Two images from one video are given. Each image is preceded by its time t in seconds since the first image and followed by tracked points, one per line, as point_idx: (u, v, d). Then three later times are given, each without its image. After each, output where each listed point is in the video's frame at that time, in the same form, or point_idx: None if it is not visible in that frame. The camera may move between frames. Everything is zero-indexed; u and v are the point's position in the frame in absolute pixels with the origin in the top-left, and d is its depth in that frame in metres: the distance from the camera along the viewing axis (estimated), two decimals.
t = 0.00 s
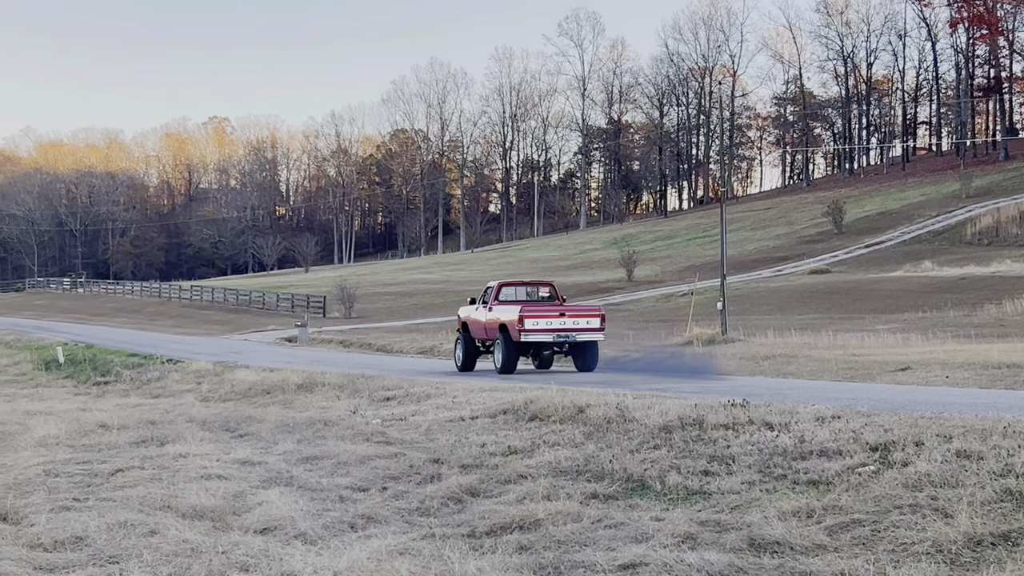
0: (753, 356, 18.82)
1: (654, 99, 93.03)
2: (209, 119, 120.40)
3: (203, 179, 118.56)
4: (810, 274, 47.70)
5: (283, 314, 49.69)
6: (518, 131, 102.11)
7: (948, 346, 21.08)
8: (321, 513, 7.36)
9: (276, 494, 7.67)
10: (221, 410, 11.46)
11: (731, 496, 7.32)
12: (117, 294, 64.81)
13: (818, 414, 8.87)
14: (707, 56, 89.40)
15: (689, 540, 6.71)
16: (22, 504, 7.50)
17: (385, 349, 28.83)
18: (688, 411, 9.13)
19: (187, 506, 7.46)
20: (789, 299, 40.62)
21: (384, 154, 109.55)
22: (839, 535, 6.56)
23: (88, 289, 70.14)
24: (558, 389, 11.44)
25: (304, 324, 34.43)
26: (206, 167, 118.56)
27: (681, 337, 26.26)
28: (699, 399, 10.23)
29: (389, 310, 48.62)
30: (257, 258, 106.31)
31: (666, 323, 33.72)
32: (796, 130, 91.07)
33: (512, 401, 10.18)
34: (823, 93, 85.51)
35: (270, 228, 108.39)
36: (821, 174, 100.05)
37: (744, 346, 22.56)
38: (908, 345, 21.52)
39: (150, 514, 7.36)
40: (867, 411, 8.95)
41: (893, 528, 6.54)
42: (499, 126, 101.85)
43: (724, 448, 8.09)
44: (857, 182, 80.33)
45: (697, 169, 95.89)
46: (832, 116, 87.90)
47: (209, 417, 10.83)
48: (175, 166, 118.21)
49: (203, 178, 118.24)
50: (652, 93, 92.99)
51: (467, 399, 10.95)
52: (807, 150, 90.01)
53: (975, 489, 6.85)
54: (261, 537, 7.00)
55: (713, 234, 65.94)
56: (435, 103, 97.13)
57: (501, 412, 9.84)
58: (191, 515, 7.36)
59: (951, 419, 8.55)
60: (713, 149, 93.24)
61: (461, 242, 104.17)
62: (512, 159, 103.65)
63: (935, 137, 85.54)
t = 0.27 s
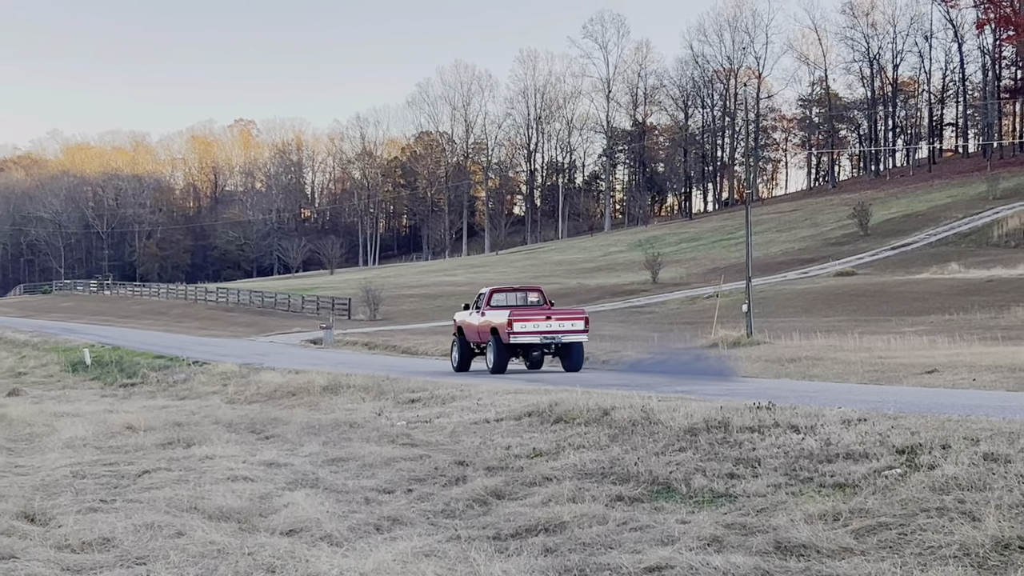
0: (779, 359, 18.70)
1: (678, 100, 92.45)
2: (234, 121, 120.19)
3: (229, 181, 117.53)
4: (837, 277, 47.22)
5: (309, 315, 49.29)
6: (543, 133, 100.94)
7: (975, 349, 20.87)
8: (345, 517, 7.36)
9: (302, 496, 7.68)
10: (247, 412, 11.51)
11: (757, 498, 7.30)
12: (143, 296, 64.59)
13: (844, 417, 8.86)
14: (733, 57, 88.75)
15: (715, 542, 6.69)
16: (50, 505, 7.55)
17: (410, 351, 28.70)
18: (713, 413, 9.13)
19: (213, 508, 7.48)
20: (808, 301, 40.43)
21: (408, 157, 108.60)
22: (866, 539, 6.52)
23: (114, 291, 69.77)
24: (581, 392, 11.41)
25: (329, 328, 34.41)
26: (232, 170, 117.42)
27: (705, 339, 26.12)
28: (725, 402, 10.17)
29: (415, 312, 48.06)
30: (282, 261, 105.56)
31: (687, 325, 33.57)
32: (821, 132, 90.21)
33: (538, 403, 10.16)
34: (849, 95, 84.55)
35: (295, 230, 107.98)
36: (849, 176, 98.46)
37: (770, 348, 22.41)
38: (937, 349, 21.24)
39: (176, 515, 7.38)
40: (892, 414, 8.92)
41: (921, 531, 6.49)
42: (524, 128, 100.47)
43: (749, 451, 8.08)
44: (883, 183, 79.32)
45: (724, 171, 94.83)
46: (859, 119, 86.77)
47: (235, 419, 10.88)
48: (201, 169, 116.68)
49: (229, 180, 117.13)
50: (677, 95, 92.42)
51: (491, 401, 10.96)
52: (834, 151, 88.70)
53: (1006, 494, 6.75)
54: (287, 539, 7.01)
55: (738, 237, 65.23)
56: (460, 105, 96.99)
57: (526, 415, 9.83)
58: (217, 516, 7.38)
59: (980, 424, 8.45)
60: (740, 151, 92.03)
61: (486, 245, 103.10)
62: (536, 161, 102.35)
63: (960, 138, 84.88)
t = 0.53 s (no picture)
0: (806, 362, 18.56)
1: (704, 103, 90.88)
2: (260, 124, 119.47)
3: (255, 185, 116.34)
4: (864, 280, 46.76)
5: (334, 319, 48.76)
6: (568, 136, 99.87)
7: (1005, 353, 20.66)
8: (371, 520, 7.37)
9: (328, 498, 7.71)
10: (273, 415, 11.55)
11: (784, 502, 7.28)
12: (170, 300, 64.21)
13: (871, 421, 8.82)
14: (758, 60, 87.46)
15: (742, 546, 6.67)
16: (79, 507, 7.59)
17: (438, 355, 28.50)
18: (739, 417, 9.11)
19: (240, 510, 7.50)
20: (828, 305, 40.18)
21: (432, 160, 107.75)
22: (893, 543, 6.47)
23: (141, 293, 69.27)
24: (607, 395, 11.40)
25: (355, 332, 34.27)
26: (258, 173, 116.62)
27: (731, 343, 25.97)
28: (752, 405, 10.13)
29: (440, 316, 47.39)
30: (308, 265, 104.73)
31: (709, 329, 33.40)
32: (848, 134, 87.83)
33: (563, 406, 10.16)
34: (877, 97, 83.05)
35: (320, 234, 107.09)
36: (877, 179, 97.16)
37: (797, 351, 22.23)
38: (965, 353, 21.03)
39: (204, 518, 7.41)
40: (920, 418, 8.86)
41: (948, 535, 6.45)
42: (549, 131, 99.60)
43: (776, 454, 8.05)
44: (910, 186, 78.38)
45: (750, 174, 93.50)
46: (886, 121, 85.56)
47: (262, 422, 10.93)
48: (227, 173, 115.83)
49: (255, 183, 116.03)
50: (704, 98, 90.83)
51: (517, 403, 10.98)
52: (862, 153, 87.20)
53: None
54: (314, 541, 7.02)
55: (762, 240, 64.51)
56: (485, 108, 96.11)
57: (551, 417, 9.84)
58: (244, 518, 7.40)
59: (1010, 428, 8.36)
60: (768, 154, 90.19)
61: (511, 249, 102.02)
62: (561, 164, 101.21)
63: (990, 140, 83.45)
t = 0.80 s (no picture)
0: (834, 366, 18.48)
1: (730, 106, 89.95)
2: (287, 128, 119.24)
3: (282, 189, 116.73)
4: (891, 283, 46.33)
5: (360, 322, 48.01)
6: (595, 139, 99.07)
7: None
8: (398, 523, 7.37)
9: (355, 501, 7.72)
10: (299, 419, 11.57)
11: (812, 507, 7.24)
12: (196, 304, 63.65)
13: (899, 425, 8.80)
14: (784, 63, 87.26)
15: (770, 551, 6.64)
16: (108, 509, 7.63)
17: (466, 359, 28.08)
18: (766, 421, 9.08)
19: (268, 513, 7.53)
20: (847, 309, 39.97)
21: (459, 164, 107.14)
22: (922, 548, 6.42)
23: (167, 297, 68.86)
24: (635, 398, 11.37)
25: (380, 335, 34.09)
26: (286, 177, 116.55)
27: (756, 346, 25.85)
28: (780, 409, 10.08)
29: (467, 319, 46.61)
30: (335, 268, 104.22)
31: (731, 332, 33.24)
32: (874, 137, 86.33)
33: (589, 410, 10.17)
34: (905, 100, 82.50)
35: (347, 237, 106.27)
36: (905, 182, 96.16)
37: (824, 354, 22.11)
38: (993, 356, 20.83)
39: (231, 520, 7.43)
40: (949, 423, 8.82)
41: (978, 539, 6.38)
42: (575, 135, 98.85)
43: (804, 458, 8.03)
44: (937, 189, 77.67)
45: (777, 177, 92.63)
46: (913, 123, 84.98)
47: (288, 425, 10.97)
48: (255, 177, 116.55)
49: (282, 187, 116.37)
50: (730, 101, 90.25)
51: (543, 406, 10.98)
52: (888, 157, 86.46)
53: None
54: (341, 544, 7.03)
55: (788, 243, 63.77)
56: (512, 111, 95.48)
57: (578, 421, 9.83)
58: (271, 522, 7.42)
59: None
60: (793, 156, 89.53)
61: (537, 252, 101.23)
62: (587, 167, 100.28)
63: (1019, 143, 82.69)
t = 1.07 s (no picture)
0: (860, 369, 18.43)
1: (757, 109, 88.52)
2: (313, 133, 118.56)
3: (308, 193, 115.96)
4: (919, 286, 45.87)
5: (387, 326, 47.37)
6: (622, 143, 97.81)
7: None
8: (425, 527, 7.36)
9: (382, 504, 7.73)
10: (326, 422, 11.59)
11: (840, 511, 7.21)
12: (224, 306, 63.42)
13: (928, 429, 8.76)
14: (812, 66, 86.34)
15: (798, 555, 6.60)
16: (136, 512, 7.67)
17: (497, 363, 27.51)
18: (794, 425, 9.06)
19: (295, 516, 7.54)
20: (867, 312, 39.73)
21: (485, 168, 106.22)
22: (952, 552, 6.36)
23: (195, 300, 68.72)
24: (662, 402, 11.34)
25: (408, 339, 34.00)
26: (312, 181, 115.99)
27: (783, 350, 25.65)
28: (808, 413, 10.04)
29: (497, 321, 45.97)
30: (362, 271, 103.58)
31: (756, 335, 32.98)
32: (902, 140, 87.11)
33: (616, 413, 10.16)
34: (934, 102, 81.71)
35: (374, 241, 105.26)
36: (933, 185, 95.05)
37: (852, 358, 21.93)
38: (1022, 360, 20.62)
39: (259, 523, 7.46)
40: (978, 427, 8.77)
41: (1008, 544, 6.32)
42: (601, 137, 97.29)
43: (832, 462, 8.02)
44: (967, 193, 76.91)
45: (804, 180, 90.61)
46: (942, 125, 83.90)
47: (316, 429, 10.99)
48: (282, 180, 115.86)
49: (309, 191, 115.69)
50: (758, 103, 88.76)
51: (570, 410, 10.99)
52: (917, 160, 85.28)
53: None
54: (368, 547, 7.03)
55: (816, 245, 62.92)
56: (538, 114, 94.37)
57: (604, 424, 9.84)
58: (299, 524, 7.45)
59: None
60: (821, 160, 88.28)
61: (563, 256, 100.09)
62: (614, 171, 99.07)
63: None
